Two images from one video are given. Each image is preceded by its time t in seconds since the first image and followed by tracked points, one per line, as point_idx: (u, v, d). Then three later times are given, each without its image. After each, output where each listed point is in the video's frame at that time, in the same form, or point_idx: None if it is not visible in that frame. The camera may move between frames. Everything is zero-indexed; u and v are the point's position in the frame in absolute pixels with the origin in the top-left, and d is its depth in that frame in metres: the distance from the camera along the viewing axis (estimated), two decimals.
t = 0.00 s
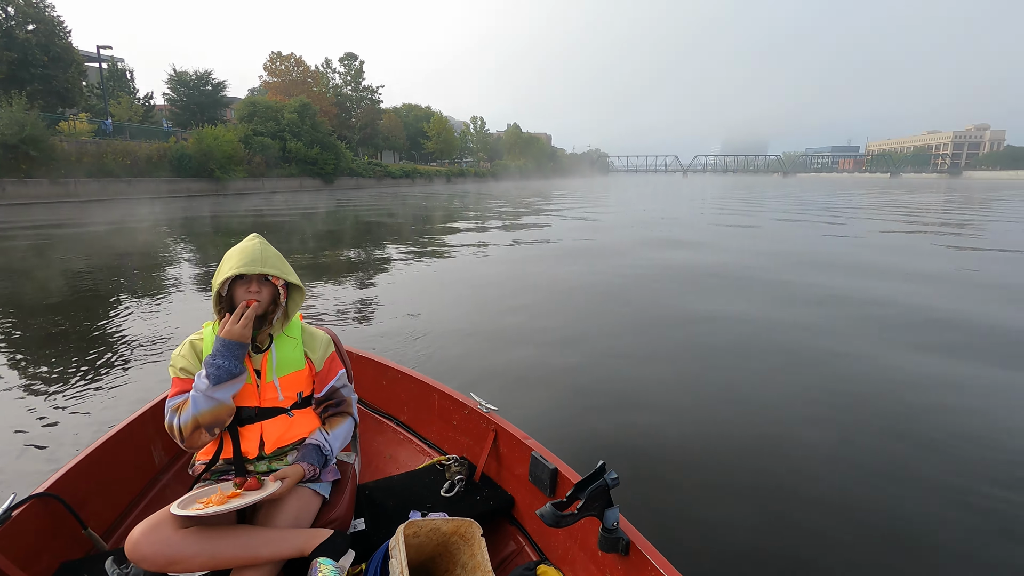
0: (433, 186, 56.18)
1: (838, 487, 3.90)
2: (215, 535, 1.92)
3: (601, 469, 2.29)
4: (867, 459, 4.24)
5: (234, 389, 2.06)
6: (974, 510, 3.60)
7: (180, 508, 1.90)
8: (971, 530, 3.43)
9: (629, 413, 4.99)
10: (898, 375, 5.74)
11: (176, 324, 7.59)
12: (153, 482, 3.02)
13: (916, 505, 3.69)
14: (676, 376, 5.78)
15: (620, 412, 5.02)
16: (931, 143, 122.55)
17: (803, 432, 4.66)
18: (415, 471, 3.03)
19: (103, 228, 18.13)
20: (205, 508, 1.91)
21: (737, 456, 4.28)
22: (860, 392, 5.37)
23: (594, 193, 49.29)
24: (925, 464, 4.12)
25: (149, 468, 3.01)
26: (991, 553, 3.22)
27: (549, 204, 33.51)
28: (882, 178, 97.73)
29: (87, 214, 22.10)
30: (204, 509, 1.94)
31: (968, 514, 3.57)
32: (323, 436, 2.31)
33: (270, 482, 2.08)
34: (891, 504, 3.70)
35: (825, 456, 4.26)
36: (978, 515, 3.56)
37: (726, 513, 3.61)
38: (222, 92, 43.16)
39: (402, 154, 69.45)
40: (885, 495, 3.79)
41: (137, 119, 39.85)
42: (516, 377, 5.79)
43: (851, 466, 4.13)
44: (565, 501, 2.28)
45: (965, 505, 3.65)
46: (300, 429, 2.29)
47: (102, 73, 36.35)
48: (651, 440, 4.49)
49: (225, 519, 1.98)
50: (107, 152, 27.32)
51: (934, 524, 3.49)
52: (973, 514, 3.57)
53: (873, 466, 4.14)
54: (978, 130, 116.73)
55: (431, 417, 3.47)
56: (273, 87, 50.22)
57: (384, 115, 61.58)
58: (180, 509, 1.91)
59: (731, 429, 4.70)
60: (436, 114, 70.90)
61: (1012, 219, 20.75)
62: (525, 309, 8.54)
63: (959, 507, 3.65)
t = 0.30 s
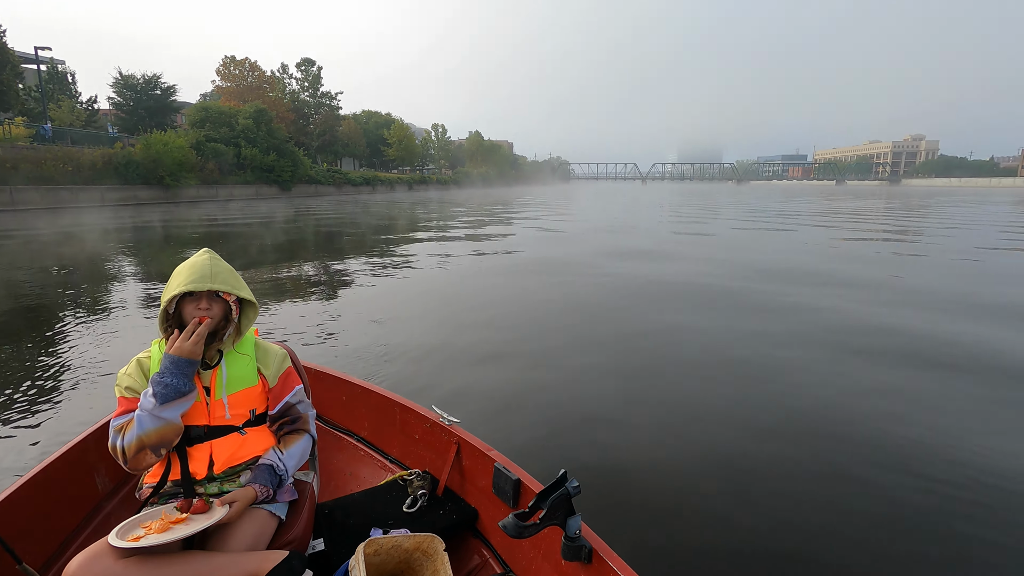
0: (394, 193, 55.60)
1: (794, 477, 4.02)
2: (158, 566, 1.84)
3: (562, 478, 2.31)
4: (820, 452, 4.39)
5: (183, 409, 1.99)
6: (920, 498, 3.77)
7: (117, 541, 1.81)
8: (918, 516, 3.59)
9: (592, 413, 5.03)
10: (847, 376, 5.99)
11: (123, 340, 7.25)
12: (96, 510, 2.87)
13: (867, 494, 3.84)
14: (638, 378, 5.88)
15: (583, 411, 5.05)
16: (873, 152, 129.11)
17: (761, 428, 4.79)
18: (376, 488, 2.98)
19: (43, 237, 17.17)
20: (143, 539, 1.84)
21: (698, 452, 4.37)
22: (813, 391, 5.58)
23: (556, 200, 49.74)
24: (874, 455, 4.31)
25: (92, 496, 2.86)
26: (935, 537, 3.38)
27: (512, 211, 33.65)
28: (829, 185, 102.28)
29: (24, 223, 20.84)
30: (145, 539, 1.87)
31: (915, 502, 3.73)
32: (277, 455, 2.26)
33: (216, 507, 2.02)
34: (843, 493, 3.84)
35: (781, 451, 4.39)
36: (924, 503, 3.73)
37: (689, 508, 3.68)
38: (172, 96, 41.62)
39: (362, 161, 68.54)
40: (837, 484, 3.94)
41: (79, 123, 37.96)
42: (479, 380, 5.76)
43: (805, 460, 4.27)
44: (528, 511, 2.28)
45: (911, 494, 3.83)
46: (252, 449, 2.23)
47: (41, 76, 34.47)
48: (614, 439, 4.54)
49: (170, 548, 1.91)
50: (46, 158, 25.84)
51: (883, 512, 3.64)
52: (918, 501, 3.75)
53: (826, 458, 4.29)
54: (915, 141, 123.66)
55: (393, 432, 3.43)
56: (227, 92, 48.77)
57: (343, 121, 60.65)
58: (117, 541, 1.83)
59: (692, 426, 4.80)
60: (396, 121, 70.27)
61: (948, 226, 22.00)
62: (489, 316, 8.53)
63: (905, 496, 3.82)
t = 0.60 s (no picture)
0: (366, 198, 55.06)
1: (762, 472, 4.10)
2: None
3: (536, 485, 2.32)
4: (786, 447, 4.48)
5: (142, 423, 1.93)
6: (883, 489, 3.88)
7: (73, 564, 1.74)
8: (881, 507, 3.69)
9: (566, 417, 5.04)
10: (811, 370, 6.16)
11: (79, 352, 6.97)
12: (49, 532, 2.74)
13: (833, 487, 3.93)
14: (611, 380, 5.93)
15: (557, 415, 5.07)
16: (833, 158, 133.71)
17: (730, 425, 4.87)
18: (347, 500, 2.93)
19: None
20: (101, 563, 1.77)
21: (671, 452, 4.41)
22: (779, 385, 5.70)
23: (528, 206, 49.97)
24: (838, 446, 4.42)
25: (44, 517, 2.73)
26: (898, 527, 3.48)
27: (483, 216, 33.65)
28: (792, 190, 105.29)
29: None
30: (103, 561, 1.80)
31: (879, 494, 3.83)
32: (243, 469, 2.20)
33: (179, 525, 1.95)
34: (811, 487, 3.93)
35: (751, 447, 4.46)
36: (887, 494, 3.83)
37: (663, 508, 3.69)
38: (132, 98, 40.34)
39: (332, 165, 67.64)
40: (804, 476, 4.03)
41: (33, 126, 36.43)
42: (453, 387, 5.73)
43: (771, 455, 4.35)
44: (501, 519, 2.27)
45: (875, 485, 3.93)
46: (217, 462, 2.17)
47: None
48: (587, 442, 4.56)
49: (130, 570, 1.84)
50: None
51: (847, 504, 3.73)
52: (881, 491, 3.86)
53: (791, 453, 4.38)
54: (872, 148, 128.45)
55: (364, 443, 3.38)
56: (191, 95, 47.57)
57: (312, 125, 59.81)
58: (73, 565, 1.76)
59: (664, 426, 4.85)
60: (367, 125, 69.67)
61: (903, 229, 22.88)
62: (462, 321, 8.50)
63: (869, 487, 3.92)
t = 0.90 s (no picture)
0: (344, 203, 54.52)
1: (741, 469, 4.14)
2: None
3: (516, 488, 2.29)
4: (765, 441, 4.51)
5: (107, 433, 1.86)
6: (859, 482, 3.93)
7: None
8: (857, 500, 3.74)
9: (546, 417, 5.02)
10: (787, 366, 6.23)
11: (44, 361, 6.75)
12: (10, 547, 2.63)
13: (809, 480, 3.98)
14: (591, 380, 5.93)
15: (537, 415, 5.04)
16: (805, 164, 136.92)
17: (709, 422, 4.90)
18: (324, 507, 2.87)
19: None
20: None
21: (650, 449, 4.41)
22: (756, 382, 5.76)
23: (507, 210, 50.08)
24: (812, 443, 4.49)
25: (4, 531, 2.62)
26: (875, 516, 3.51)
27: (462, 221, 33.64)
28: (766, 195, 107.41)
29: None
30: None
31: (856, 484, 3.87)
32: (214, 478, 2.14)
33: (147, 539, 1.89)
34: (789, 480, 3.95)
35: (729, 444, 4.51)
36: (863, 484, 3.87)
37: (642, 504, 3.68)
38: (101, 101, 39.39)
39: (309, 170, 66.95)
40: (781, 472, 4.08)
41: None
42: (432, 390, 5.68)
43: (750, 450, 4.38)
44: (482, 523, 2.24)
45: (851, 477, 3.97)
46: (186, 472, 2.10)
47: None
48: (568, 442, 4.54)
49: None
50: None
51: (825, 495, 3.76)
52: (855, 484, 3.92)
53: (770, 447, 4.41)
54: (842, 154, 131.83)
55: (341, 448, 3.32)
56: (162, 99, 46.65)
57: (289, 130, 59.10)
58: None
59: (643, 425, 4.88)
60: (344, 130, 69.12)
61: (873, 232, 23.46)
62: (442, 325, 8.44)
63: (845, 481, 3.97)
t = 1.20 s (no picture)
0: (325, 206, 53.99)
1: (722, 469, 4.18)
2: None
3: (500, 489, 2.27)
4: (747, 444, 4.54)
5: (71, 439, 1.80)
6: (837, 481, 4.00)
7: None
8: (836, 498, 3.80)
9: (530, 422, 5.00)
10: (767, 368, 6.31)
11: (14, 366, 6.57)
12: None
13: (789, 479, 4.03)
14: (575, 383, 5.92)
15: (520, 421, 5.02)
16: (783, 168, 139.42)
17: (692, 424, 4.92)
18: (303, 510, 2.82)
19: None
20: None
21: (633, 454, 4.40)
22: (736, 384, 5.83)
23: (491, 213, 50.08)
24: (792, 443, 4.55)
25: None
26: (854, 520, 3.55)
27: (446, 224, 33.54)
28: (746, 198, 108.99)
29: None
30: None
31: (836, 488, 3.91)
32: (188, 486, 2.08)
33: (114, 549, 1.82)
34: (772, 484, 3.98)
35: (710, 444, 4.55)
36: (844, 487, 3.91)
37: (627, 509, 3.67)
38: (75, 102, 38.44)
39: (290, 173, 66.27)
40: (761, 472, 4.13)
41: None
42: (414, 395, 5.62)
43: (732, 453, 4.41)
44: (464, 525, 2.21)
45: (832, 479, 4.01)
46: (157, 479, 2.04)
47: None
48: (552, 447, 4.52)
49: None
50: None
51: (807, 498, 3.79)
52: (834, 483, 3.98)
53: (752, 450, 4.44)
54: (818, 159, 134.50)
55: (321, 450, 3.26)
56: (138, 99, 45.70)
57: (269, 132, 58.35)
58: None
59: (626, 426, 4.91)
60: (326, 132, 68.47)
61: (849, 236, 23.93)
62: (425, 327, 8.39)
63: (825, 479, 4.03)
